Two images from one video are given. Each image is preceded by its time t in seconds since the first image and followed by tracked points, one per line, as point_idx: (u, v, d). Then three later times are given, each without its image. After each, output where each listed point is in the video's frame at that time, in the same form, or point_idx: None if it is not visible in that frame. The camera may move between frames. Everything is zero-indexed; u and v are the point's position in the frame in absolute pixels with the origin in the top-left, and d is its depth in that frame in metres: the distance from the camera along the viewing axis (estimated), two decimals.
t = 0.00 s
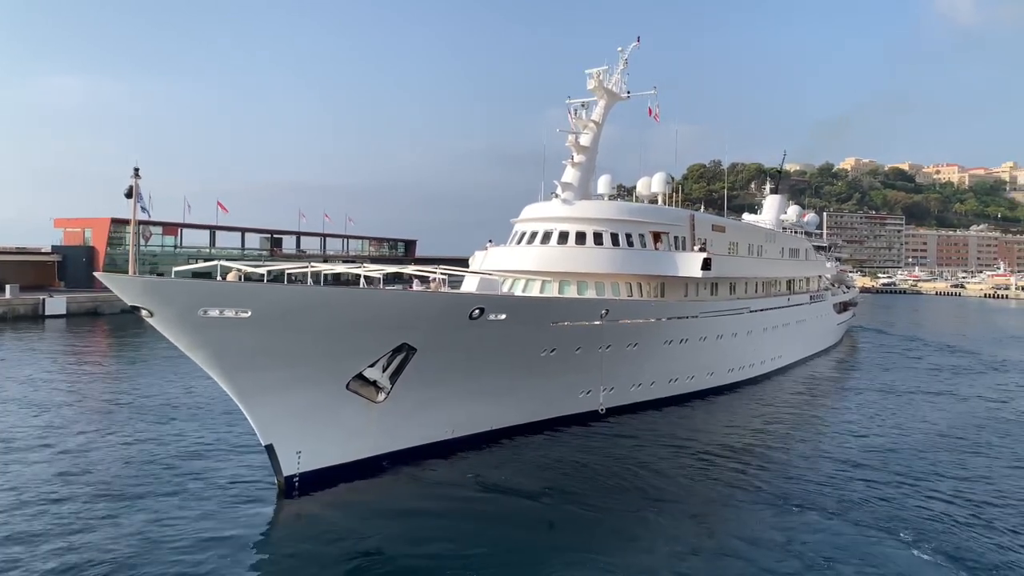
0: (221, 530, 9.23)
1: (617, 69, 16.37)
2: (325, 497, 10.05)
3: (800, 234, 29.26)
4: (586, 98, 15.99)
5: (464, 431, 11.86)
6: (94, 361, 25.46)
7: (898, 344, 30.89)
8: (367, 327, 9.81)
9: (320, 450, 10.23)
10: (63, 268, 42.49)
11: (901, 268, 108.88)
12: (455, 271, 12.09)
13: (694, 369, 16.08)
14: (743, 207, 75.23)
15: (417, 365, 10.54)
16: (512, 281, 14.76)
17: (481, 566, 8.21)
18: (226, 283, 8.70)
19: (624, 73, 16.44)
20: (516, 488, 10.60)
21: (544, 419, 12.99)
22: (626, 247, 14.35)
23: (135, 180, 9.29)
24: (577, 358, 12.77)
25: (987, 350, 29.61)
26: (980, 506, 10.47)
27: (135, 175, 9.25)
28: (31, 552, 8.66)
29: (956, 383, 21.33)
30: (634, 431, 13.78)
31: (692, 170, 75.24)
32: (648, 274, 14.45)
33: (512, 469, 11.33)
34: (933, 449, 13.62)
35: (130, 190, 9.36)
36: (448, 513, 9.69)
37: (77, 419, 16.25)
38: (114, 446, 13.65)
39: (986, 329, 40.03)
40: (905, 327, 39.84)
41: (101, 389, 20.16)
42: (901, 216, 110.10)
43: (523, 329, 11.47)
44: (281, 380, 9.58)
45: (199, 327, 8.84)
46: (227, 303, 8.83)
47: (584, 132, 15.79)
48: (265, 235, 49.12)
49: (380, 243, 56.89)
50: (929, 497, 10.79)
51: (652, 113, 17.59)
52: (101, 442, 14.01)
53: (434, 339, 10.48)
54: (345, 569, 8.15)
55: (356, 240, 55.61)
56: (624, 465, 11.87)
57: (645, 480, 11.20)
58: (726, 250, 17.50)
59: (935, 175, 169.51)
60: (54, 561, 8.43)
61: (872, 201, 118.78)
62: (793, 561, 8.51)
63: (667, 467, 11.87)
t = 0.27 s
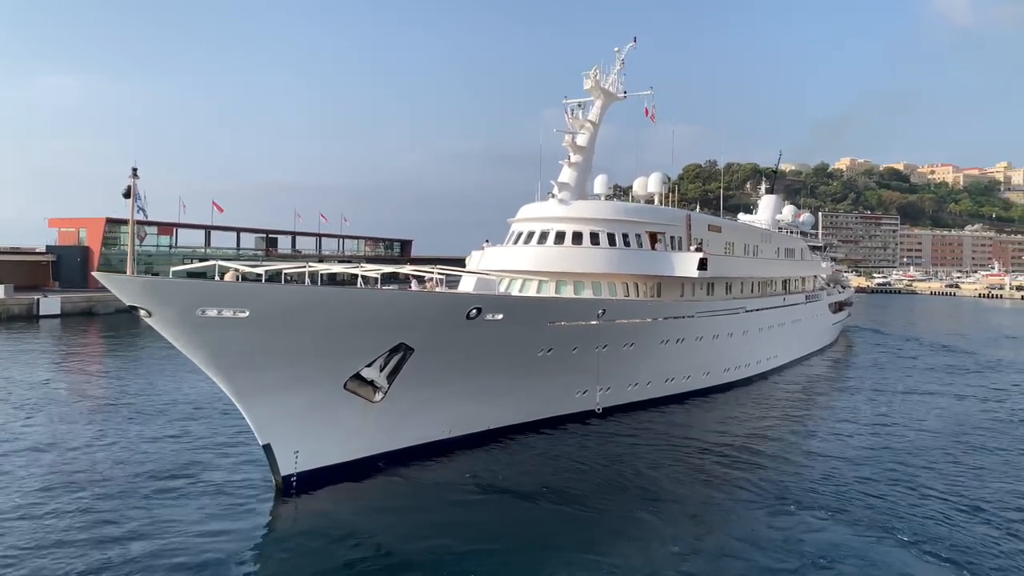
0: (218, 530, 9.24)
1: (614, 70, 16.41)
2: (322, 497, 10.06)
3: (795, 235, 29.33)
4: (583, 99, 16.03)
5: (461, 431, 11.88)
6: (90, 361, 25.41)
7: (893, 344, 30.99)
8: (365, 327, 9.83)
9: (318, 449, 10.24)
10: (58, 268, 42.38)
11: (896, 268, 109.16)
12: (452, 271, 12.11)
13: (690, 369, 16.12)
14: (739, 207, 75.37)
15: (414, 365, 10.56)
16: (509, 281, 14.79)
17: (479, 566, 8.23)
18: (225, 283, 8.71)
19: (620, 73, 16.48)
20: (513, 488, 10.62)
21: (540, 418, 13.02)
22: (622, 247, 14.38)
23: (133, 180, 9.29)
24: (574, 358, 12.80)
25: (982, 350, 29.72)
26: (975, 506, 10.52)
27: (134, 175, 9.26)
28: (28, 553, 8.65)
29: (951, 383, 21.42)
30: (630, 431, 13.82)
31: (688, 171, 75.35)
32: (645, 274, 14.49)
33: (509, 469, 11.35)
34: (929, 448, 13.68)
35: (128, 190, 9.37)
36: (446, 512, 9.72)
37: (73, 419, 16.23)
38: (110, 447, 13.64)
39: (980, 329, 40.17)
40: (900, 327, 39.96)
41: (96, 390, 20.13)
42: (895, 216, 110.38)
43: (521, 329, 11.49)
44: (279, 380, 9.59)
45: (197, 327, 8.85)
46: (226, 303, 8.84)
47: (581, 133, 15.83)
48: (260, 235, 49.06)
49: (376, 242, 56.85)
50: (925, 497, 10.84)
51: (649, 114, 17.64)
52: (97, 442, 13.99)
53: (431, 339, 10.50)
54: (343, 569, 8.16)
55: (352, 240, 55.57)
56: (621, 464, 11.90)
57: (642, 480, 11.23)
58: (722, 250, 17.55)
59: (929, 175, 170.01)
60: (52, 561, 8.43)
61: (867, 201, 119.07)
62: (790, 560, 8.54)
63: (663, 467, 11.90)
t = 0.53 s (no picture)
0: (216, 529, 9.24)
1: (611, 70, 16.45)
2: (320, 496, 10.07)
3: (791, 235, 29.39)
4: (580, 99, 16.06)
5: (459, 430, 11.90)
6: (86, 361, 25.38)
7: (889, 344, 31.07)
8: (364, 327, 9.85)
9: (316, 449, 10.25)
10: (54, 268, 42.31)
11: (892, 268, 109.38)
12: (450, 271, 12.13)
13: (687, 368, 16.17)
14: (736, 207, 75.48)
15: (412, 364, 10.58)
16: (506, 281, 14.82)
17: (476, 565, 8.24)
18: (224, 283, 8.73)
19: (618, 73, 16.52)
20: (511, 487, 10.65)
21: (538, 418, 13.06)
22: (620, 247, 14.41)
23: (133, 180, 9.32)
24: (572, 357, 12.83)
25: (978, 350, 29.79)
26: (972, 505, 10.55)
27: (134, 175, 9.27)
28: (26, 553, 8.65)
29: (947, 383, 21.48)
30: (628, 430, 13.85)
31: (684, 171, 75.43)
32: (642, 274, 14.53)
33: (507, 468, 11.38)
34: (925, 447, 13.72)
35: (127, 190, 9.38)
36: (444, 512, 9.73)
37: (71, 419, 16.23)
38: (107, 447, 13.63)
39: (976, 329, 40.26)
40: (897, 327, 40.06)
41: (93, 390, 20.11)
42: (891, 217, 110.62)
43: (519, 328, 11.51)
44: (278, 379, 9.60)
45: (196, 327, 8.86)
46: (225, 303, 8.85)
47: (578, 133, 15.85)
48: (257, 235, 49.03)
49: (373, 243, 56.85)
50: (921, 495, 10.88)
51: (646, 114, 17.68)
52: (94, 442, 14.00)
53: (429, 339, 10.52)
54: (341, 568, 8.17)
55: (349, 241, 55.58)
56: (618, 463, 11.93)
57: (639, 479, 11.26)
58: (719, 250, 17.59)
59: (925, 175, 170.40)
60: (49, 561, 8.43)
61: (863, 201, 119.32)
62: (786, 558, 8.57)
63: (661, 466, 11.93)
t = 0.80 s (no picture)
0: (215, 529, 9.28)
1: (609, 70, 16.50)
2: (319, 494, 10.11)
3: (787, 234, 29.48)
4: (577, 98, 16.11)
5: (457, 429, 11.95)
6: (83, 361, 25.37)
7: (885, 343, 31.17)
8: (362, 326, 9.89)
9: (315, 447, 10.29)
10: (49, 268, 42.24)
11: (887, 267, 109.63)
12: (448, 270, 12.17)
13: (684, 367, 16.24)
14: (732, 207, 75.62)
15: (410, 363, 10.62)
16: (504, 280, 14.87)
17: (475, 563, 8.29)
18: (223, 282, 8.76)
19: (615, 73, 16.57)
20: (509, 485, 10.70)
21: (535, 416, 13.11)
22: (617, 247, 14.47)
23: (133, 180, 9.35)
24: (569, 356, 12.88)
25: (973, 349, 29.91)
26: (967, 502, 10.62)
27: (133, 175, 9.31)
28: (26, 553, 8.69)
29: (942, 381, 21.58)
30: (625, 429, 13.90)
31: (680, 170, 75.48)
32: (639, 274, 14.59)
33: (505, 467, 11.43)
34: (920, 446, 13.79)
35: (126, 190, 9.41)
36: (442, 510, 9.78)
37: (68, 419, 16.25)
38: (106, 446, 13.66)
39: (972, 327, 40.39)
40: (892, 325, 40.19)
41: (90, 390, 20.12)
42: (887, 216, 110.88)
43: (516, 327, 11.56)
44: (277, 378, 9.64)
45: (195, 326, 8.89)
46: (224, 303, 8.88)
47: (576, 132, 15.91)
48: (254, 235, 48.99)
49: (369, 242, 56.84)
50: (916, 493, 10.95)
51: (643, 114, 17.73)
52: (92, 442, 14.02)
53: (427, 338, 10.56)
54: (340, 567, 8.21)
55: (345, 240, 55.57)
56: (615, 462, 11.99)
57: (637, 477, 11.32)
58: (716, 249, 17.65)
59: (921, 174, 170.75)
60: (49, 560, 8.47)
61: (859, 200, 119.60)
62: (782, 556, 8.62)
63: (658, 464, 11.99)
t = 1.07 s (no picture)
0: (214, 528, 9.29)
1: (606, 70, 16.53)
2: (318, 493, 10.13)
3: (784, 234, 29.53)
4: (575, 99, 16.15)
5: (455, 428, 11.97)
6: (79, 361, 25.33)
7: (881, 342, 31.25)
8: (361, 326, 9.91)
9: (313, 447, 10.31)
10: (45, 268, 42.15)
11: (883, 267, 109.84)
12: (446, 270, 12.19)
13: (681, 366, 16.28)
14: (729, 207, 75.71)
15: (408, 363, 10.64)
16: (502, 280, 14.90)
17: (473, 563, 8.30)
18: (223, 282, 8.77)
19: (612, 74, 16.61)
20: (507, 485, 10.73)
21: (534, 415, 13.14)
22: (614, 247, 14.51)
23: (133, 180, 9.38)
24: (567, 356, 12.92)
25: (969, 348, 29.99)
26: (962, 502, 10.67)
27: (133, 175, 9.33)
28: (24, 553, 8.70)
29: (938, 381, 21.64)
30: (622, 428, 13.94)
31: (677, 170, 75.52)
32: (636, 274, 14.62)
33: (503, 466, 11.46)
34: (917, 445, 13.84)
35: (126, 190, 9.43)
36: (441, 509, 9.80)
37: (65, 419, 16.24)
38: (103, 447, 13.66)
39: (967, 327, 40.52)
40: (889, 325, 40.29)
41: (86, 390, 20.09)
42: (883, 216, 111.07)
43: (514, 327, 11.59)
44: (276, 377, 9.65)
45: (195, 327, 8.91)
46: (224, 303, 8.90)
47: (573, 132, 15.94)
48: (250, 235, 48.93)
49: (366, 242, 56.81)
50: (914, 493, 10.99)
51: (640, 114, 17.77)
52: (89, 442, 14.01)
53: (426, 338, 10.58)
54: (339, 565, 8.22)
55: (342, 240, 55.53)
56: (613, 461, 12.02)
57: (634, 476, 11.36)
58: (713, 249, 17.70)
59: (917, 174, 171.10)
60: (48, 560, 8.48)
61: (855, 200, 119.81)
62: (780, 555, 8.66)
63: (655, 463, 12.03)
